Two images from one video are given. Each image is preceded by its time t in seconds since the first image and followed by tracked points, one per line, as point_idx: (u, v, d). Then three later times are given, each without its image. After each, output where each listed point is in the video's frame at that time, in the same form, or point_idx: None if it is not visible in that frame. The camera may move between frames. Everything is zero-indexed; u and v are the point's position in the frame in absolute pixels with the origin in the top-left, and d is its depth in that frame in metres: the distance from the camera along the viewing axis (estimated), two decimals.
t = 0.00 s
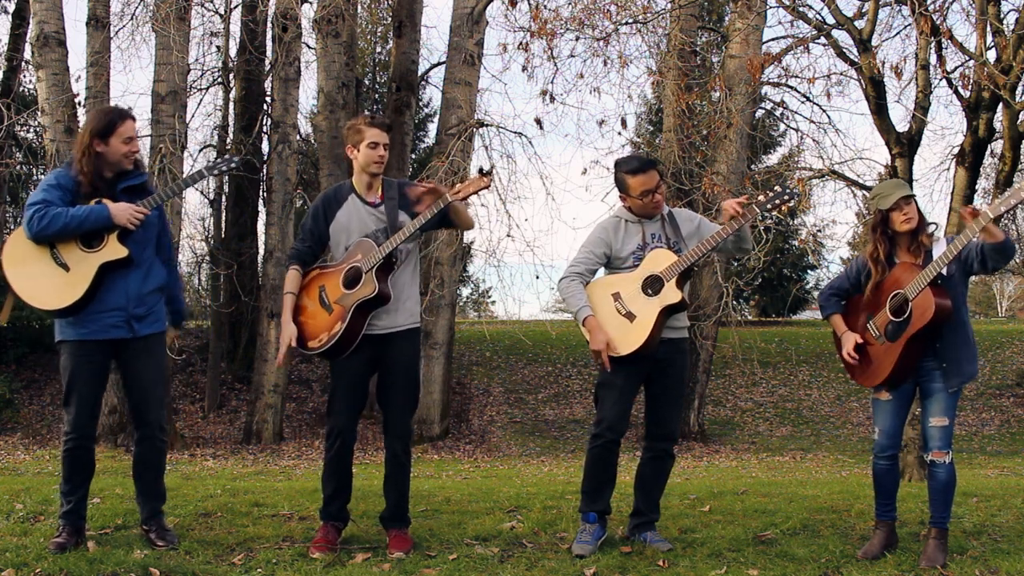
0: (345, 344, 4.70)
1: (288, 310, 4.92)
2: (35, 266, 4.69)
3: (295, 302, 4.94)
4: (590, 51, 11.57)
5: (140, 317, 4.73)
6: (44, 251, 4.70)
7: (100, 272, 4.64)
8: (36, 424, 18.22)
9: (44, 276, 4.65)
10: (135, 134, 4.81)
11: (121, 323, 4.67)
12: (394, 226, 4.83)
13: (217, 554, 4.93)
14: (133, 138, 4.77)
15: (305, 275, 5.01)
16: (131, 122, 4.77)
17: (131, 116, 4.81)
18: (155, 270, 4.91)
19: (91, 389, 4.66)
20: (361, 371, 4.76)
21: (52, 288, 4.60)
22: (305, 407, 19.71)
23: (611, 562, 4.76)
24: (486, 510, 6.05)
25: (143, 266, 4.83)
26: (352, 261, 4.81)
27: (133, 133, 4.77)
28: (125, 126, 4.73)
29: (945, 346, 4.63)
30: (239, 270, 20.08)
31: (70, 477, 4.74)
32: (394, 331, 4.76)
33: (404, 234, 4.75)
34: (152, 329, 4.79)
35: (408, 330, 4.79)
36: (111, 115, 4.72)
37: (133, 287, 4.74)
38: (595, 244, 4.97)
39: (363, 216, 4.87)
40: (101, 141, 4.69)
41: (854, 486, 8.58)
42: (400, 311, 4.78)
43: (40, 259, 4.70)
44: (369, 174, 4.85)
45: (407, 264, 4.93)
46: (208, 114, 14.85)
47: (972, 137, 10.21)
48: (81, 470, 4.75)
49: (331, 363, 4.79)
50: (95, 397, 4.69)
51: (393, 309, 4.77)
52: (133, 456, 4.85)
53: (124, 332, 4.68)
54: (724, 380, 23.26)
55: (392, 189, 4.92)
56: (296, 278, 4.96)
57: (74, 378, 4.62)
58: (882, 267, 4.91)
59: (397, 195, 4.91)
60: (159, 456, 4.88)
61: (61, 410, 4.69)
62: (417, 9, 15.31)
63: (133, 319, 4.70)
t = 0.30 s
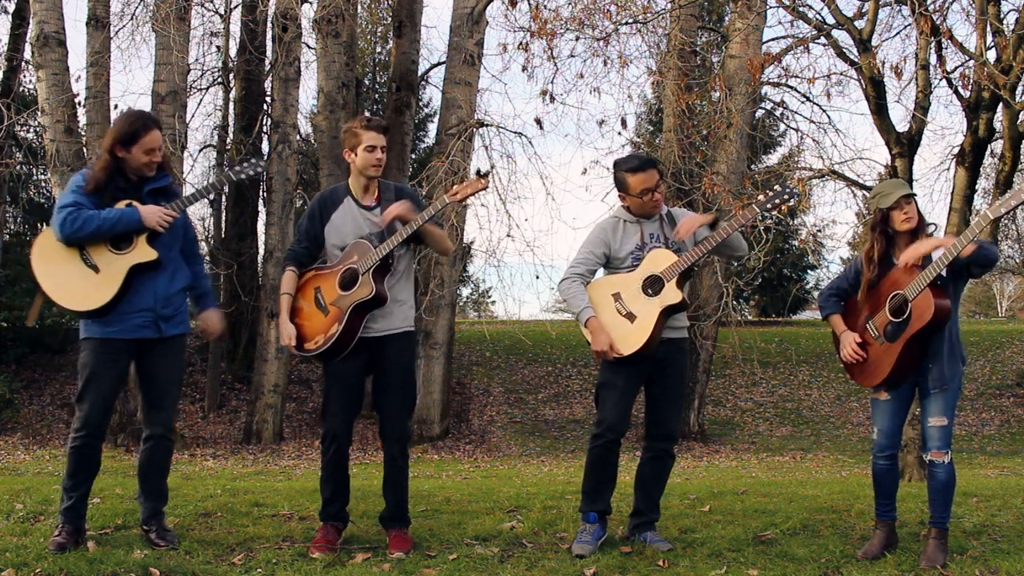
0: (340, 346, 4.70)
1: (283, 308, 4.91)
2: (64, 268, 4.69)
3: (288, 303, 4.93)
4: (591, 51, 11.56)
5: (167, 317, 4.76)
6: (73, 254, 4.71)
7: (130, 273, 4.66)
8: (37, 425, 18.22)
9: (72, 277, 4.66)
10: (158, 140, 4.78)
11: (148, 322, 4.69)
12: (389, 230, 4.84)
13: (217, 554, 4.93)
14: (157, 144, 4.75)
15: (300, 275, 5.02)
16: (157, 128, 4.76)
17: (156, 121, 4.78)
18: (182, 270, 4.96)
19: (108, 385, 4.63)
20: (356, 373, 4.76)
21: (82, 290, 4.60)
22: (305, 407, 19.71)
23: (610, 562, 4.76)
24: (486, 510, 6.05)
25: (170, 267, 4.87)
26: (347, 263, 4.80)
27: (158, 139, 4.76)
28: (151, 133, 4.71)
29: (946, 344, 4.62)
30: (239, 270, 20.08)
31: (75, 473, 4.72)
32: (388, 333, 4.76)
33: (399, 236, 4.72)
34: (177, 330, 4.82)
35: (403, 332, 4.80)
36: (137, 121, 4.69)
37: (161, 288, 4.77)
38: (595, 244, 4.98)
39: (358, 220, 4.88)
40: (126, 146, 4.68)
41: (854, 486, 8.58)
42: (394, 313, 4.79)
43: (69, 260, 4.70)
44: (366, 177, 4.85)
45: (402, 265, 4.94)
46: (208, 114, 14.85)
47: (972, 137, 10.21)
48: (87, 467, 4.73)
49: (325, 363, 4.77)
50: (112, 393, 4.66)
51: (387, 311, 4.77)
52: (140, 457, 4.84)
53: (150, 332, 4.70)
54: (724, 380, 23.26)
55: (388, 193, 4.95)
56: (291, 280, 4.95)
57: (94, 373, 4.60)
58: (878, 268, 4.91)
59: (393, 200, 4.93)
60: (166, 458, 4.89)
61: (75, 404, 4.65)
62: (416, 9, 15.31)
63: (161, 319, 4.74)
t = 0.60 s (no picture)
0: (329, 344, 4.69)
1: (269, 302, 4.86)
2: (81, 274, 4.79)
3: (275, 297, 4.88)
4: (591, 51, 11.56)
5: (179, 319, 4.76)
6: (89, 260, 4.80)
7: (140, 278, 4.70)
8: (37, 425, 18.22)
9: (87, 282, 4.75)
10: (156, 148, 4.75)
11: (159, 324, 4.70)
12: (380, 227, 4.86)
13: (217, 554, 4.93)
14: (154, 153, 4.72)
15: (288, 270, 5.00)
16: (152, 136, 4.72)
17: (153, 129, 4.75)
18: (200, 273, 4.96)
19: (119, 378, 4.61)
20: (346, 371, 4.75)
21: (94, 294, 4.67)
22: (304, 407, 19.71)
23: (610, 562, 4.76)
24: (486, 510, 6.05)
25: (185, 271, 4.87)
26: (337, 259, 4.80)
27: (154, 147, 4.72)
28: (144, 143, 4.68)
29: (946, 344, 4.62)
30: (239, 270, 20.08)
31: (80, 466, 4.71)
32: (376, 330, 4.75)
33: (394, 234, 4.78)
34: (190, 333, 4.82)
35: (390, 328, 4.78)
36: (132, 132, 4.68)
37: (174, 292, 4.77)
38: (592, 245, 5.00)
39: (350, 215, 4.89)
40: (124, 158, 4.69)
41: (854, 487, 8.57)
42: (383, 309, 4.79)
43: (86, 266, 4.79)
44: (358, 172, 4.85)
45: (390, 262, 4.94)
46: (208, 114, 14.86)
47: (972, 137, 10.21)
48: (92, 462, 4.71)
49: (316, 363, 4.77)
50: (122, 388, 4.63)
51: (376, 308, 4.78)
52: (146, 455, 4.83)
53: (161, 332, 4.71)
54: (724, 380, 23.26)
55: (379, 189, 4.93)
56: (277, 274, 4.92)
57: (106, 367, 4.60)
58: (876, 270, 4.93)
59: (385, 195, 4.92)
60: (173, 458, 4.87)
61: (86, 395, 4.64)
62: (416, 9, 15.31)
63: (172, 322, 4.74)
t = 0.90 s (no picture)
0: (333, 348, 4.68)
1: (270, 311, 4.85)
2: (78, 278, 4.85)
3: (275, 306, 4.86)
4: (590, 51, 11.56)
5: (176, 323, 4.76)
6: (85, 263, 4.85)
7: (134, 282, 4.72)
8: (37, 425, 18.22)
9: (82, 286, 4.80)
10: (139, 155, 4.74)
11: (155, 327, 4.71)
12: (379, 234, 4.87)
13: (217, 554, 4.93)
14: (135, 161, 4.72)
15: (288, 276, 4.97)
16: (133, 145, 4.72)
17: (136, 136, 4.74)
18: (201, 277, 4.95)
19: (116, 378, 4.61)
20: (345, 377, 4.75)
21: (89, 299, 4.71)
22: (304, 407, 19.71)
23: (610, 562, 4.76)
24: (486, 510, 6.05)
25: (184, 274, 4.87)
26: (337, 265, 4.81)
27: (135, 155, 4.72)
28: (124, 152, 4.68)
29: (946, 343, 4.63)
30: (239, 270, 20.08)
31: (79, 467, 4.70)
32: (375, 334, 4.76)
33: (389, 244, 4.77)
34: (188, 337, 4.81)
35: (388, 332, 4.80)
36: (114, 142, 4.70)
37: (171, 296, 4.78)
38: (593, 245, 5.00)
39: (348, 221, 4.90)
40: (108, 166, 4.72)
41: (854, 487, 8.57)
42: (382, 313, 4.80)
43: (82, 270, 4.84)
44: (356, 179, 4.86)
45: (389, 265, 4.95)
46: (207, 114, 14.87)
47: (972, 137, 10.21)
48: (91, 463, 4.71)
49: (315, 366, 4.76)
50: (120, 390, 4.63)
51: (376, 313, 4.79)
52: (147, 457, 4.81)
53: (158, 336, 4.71)
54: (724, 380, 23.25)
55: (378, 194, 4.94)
56: (278, 281, 4.89)
57: (104, 368, 4.61)
58: (879, 270, 4.92)
59: (384, 201, 4.93)
60: (174, 462, 4.85)
61: (84, 396, 4.64)
62: (417, 10, 15.32)
63: (169, 326, 4.74)
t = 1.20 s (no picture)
0: (350, 344, 4.67)
1: (283, 310, 4.84)
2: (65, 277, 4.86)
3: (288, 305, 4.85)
4: (590, 51, 11.56)
5: (164, 320, 4.74)
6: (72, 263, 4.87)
7: (116, 281, 4.70)
8: (36, 425, 18.22)
9: (69, 285, 4.81)
10: (113, 154, 4.73)
11: (142, 326, 4.69)
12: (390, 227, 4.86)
13: (217, 554, 4.93)
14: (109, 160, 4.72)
15: (302, 276, 4.95)
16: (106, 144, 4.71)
17: (110, 135, 4.74)
18: (188, 275, 4.92)
19: (107, 380, 4.63)
20: (357, 376, 4.75)
21: (74, 299, 4.72)
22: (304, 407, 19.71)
23: (610, 562, 4.76)
24: (486, 510, 6.05)
25: (170, 272, 4.85)
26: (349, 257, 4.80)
27: (108, 155, 4.71)
28: (96, 152, 4.67)
29: (946, 344, 4.61)
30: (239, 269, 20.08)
31: (76, 469, 4.70)
32: (392, 333, 4.76)
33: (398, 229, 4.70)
34: (177, 335, 4.78)
35: (406, 330, 4.81)
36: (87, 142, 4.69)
37: (158, 294, 4.76)
38: (593, 245, 5.00)
39: (358, 216, 4.89)
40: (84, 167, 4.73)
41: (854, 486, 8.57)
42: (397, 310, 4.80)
43: (69, 269, 4.86)
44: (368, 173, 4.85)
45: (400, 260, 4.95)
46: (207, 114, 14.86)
47: (972, 137, 10.21)
48: (88, 464, 4.71)
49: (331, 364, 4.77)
50: (111, 390, 4.65)
51: (390, 309, 4.78)
52: (143, 457, 4.82)
53: (145, 335, 4.70)
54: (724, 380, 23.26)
55: (388, 188, 4.94)
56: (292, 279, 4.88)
57: (94, 369, 4.63)
58: (881, 269, 4.90)
59: (393, 195, 4.93)
60: (171, 460, 4.85)
61: (76, 397, 4.67)
62: (417, 9, 15.32)
63: (155, 324, 4.72)
